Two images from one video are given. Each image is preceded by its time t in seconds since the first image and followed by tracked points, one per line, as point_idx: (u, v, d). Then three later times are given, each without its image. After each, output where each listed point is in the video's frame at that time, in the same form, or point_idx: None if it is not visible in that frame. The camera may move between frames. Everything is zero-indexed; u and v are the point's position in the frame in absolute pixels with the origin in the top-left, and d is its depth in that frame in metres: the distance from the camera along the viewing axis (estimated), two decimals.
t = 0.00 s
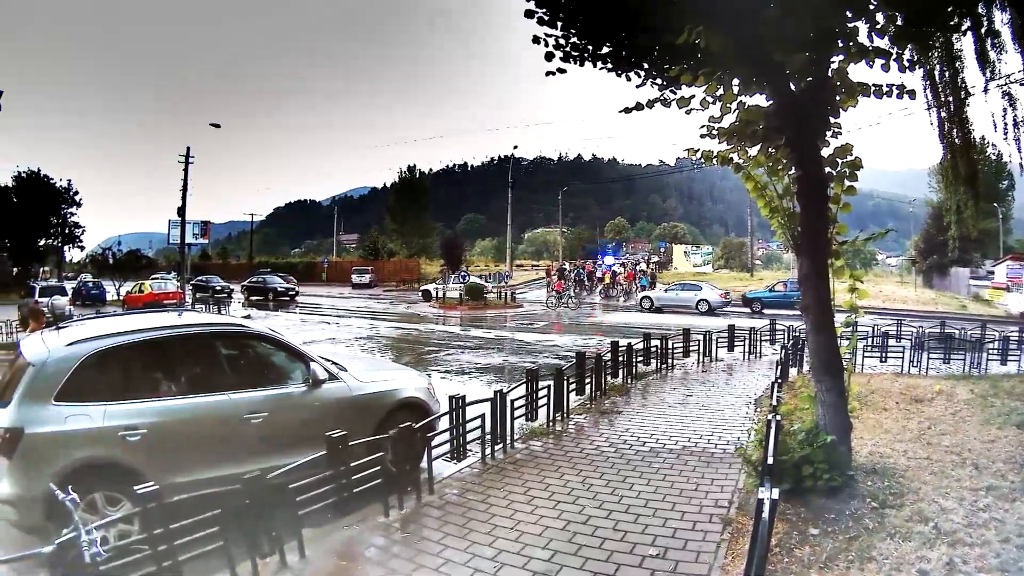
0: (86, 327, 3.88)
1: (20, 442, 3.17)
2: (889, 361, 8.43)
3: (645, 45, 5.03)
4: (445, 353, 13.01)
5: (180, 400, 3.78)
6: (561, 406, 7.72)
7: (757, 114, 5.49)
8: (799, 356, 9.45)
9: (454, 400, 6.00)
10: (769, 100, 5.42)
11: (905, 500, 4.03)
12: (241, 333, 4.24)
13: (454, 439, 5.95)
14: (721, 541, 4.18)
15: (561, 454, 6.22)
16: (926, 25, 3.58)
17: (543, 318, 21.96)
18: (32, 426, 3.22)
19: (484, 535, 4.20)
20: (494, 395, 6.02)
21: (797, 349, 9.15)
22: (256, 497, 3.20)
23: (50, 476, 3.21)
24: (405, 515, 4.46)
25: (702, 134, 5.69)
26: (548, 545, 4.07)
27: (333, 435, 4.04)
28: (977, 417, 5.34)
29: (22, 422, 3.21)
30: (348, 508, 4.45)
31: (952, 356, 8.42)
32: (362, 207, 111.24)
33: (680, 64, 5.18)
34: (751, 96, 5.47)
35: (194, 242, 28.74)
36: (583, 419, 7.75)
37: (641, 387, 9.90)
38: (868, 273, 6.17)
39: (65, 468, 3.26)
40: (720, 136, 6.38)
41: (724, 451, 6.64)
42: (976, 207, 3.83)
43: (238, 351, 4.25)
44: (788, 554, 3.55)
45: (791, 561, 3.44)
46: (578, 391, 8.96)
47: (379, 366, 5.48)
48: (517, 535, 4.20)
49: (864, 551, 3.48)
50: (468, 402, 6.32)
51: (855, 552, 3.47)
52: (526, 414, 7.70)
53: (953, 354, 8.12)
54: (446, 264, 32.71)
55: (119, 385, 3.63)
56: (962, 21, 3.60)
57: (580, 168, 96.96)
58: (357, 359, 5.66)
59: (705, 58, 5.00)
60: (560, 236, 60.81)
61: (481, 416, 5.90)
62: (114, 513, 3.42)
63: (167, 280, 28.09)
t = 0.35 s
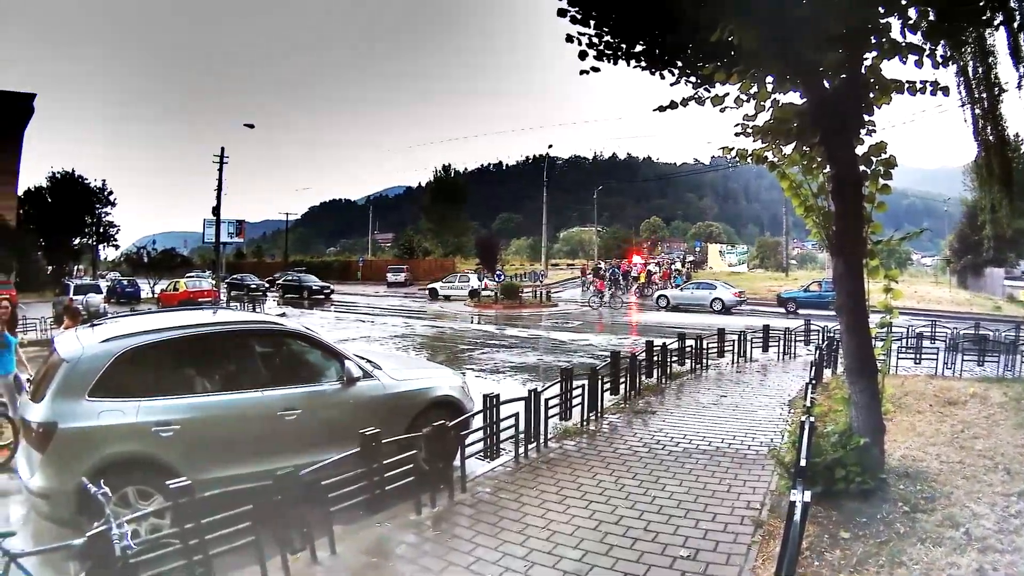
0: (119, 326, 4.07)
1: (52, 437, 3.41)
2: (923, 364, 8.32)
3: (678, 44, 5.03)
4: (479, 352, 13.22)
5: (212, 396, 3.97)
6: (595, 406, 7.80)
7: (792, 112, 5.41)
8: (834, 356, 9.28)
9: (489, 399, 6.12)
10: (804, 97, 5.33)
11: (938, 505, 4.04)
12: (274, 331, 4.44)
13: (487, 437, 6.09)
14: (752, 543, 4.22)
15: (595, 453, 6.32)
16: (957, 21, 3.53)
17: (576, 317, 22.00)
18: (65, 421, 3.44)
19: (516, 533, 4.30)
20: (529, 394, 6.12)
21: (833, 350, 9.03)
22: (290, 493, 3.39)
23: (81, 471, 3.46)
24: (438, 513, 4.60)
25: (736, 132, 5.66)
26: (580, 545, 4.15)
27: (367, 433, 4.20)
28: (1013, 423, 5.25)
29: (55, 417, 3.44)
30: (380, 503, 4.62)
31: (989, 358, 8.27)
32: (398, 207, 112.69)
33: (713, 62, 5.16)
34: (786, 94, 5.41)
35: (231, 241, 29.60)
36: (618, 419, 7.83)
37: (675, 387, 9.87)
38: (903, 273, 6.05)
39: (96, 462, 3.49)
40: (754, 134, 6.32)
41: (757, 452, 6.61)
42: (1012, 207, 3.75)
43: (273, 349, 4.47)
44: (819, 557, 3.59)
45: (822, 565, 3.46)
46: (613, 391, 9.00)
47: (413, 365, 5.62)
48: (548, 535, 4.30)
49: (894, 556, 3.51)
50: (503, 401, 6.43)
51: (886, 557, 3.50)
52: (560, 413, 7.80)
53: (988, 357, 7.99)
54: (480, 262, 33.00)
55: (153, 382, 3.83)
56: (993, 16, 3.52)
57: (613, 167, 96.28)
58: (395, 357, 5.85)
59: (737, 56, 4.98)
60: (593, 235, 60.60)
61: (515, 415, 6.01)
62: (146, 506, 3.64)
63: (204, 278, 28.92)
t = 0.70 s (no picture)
0: (141, 328, 4.19)
1: (76, 438, 3.54)
2: (949, 364, 8.18)
3: (699, 42, 5.02)
4: (502, 353, 13.30)
5: (233, 397, 4.08)
6: (619, 407, 7.82)
7: (813, 111, 5.37)
8: (857, 357, 9.15)
9: (512, 400, 6.20)
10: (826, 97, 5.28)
11: (960, 508, 4.03)
12: (298, 333, 4.59)
13: (511, 438, 6.15)
14: (775, 545, 4.23)
15: (618, 454, 6.37)
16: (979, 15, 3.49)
17: (599, 318, 21.95)
18: (88, 422, 3.57)
19: (539, 535, 4.35)
20: (552, 396, 6.17)
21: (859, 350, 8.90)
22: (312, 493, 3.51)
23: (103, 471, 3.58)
24: (460, 513, 4.68)
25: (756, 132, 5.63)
26: (602, 547, 4.18)
27: (391, 434, 4.30)
28: None
29: (79, 418, 3.57)
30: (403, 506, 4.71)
31: (1018, 360, 8.09)
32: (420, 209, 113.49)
33: (736, 61, 5.14)
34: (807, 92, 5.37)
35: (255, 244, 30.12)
36: (642, 420, 7.84)
37: (699, 388, 9.82)
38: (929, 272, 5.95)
39: (119, 463, 3.60)
40: (776, 133, 6.28)
41: (780, 453, 6.58)
42: None
43: (297, 350, 4.66)
44: (842, 560, 3.60)
45: (844, 568, 3.47)
46: (637, 392, 8.99)
47: (436, 366, 5.73)
48: (571, 536, 4.34)
49: (915, 559, 3.50)
50: (527, 402, 6.50)
51: (907, 560, 3.50)
52: (584, 414, 7.82)
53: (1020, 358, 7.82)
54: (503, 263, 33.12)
55: (175, 383, 3.94)
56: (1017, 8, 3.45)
57: (635, 167, 95.72)
58: (417, 358, 5.96)
59: (759, 56, 4.97)
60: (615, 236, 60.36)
61: (538, 416, 6.08)
62: (168, 506, 3.76)
63: (227, 280, 29.34)
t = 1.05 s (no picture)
0: (175, 328, 4.36)
1: (114, 433, 3.70)
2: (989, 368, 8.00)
3: (735, 43, 4.88)
4: (539, 354, 13.42)
5: (270, 396, 4.25)
6: (656, 409, 7.83)
7: (847, 111, 5.38)
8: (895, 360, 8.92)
9: (549, 402, 6.30)
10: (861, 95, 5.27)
11: (996, 516, 4.01)
12: (337, 333, 4.78)
13: (548, 440, 6.25)
14: (809, 550, 4.23)
15: (655, 457, 6.41)
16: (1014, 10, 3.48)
17: (635, 319, 21.82)
18: (124, 418, 3.73)
19: (574, 535, 4.43)
20: (590, 398, 6.24)
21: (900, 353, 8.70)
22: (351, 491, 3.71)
23: (141, 466, 3.74)
24: (496, 512, 4.81)
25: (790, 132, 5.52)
26: (636, 549, 4.24)
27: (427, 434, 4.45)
28: None
29: (116, 413, 3.74)
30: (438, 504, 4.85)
31: None
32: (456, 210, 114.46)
33: (772, 60, 5.03)
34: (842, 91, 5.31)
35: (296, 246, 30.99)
36: (679, 423, 7.84)
37: (737, 391, 9.73)
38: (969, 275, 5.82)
39: (155, 459, 3.77)
40: (813, 133, 6.21)
41: (817, 458, 6.51)
42: None
43: (335, 350, 4.85)
44: (875, 566, 3.62)
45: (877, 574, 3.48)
46: (674, 394, 8.98)
47: (474, 367, 5.91)
48: (606, 538, 4.40)
49: (948, 566, 3.51)
50: (564, 403, 6.59)
51: (940, 567, 3.50)
52: (621, 416, 7.86)
53: None
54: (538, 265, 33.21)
55: (210, 381, 4.12)
56: None
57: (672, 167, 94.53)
58: (454, 359, 6.13)
59: (792, 55, 4.89)
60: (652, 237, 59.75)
61: (575, 418, 6.19)
62: (203, 501, 3.92)
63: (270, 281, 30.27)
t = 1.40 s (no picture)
0: (206, 329, 4.58)
1: (144, 432, 3.88)
2: None
3: (765, 42, 4.79)
4: (571, 357, 13.48)
5: (299, 396, 4.42)
6: (687, 412, 7.82)
7: (879, 109, 5.21)
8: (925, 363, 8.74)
9: (580, 404, 6.37)
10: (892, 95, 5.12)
11: None
12: (368, 334, 4.92)
13: (578, 442, 6.30)
14: (836, 556, 4.21)
15: (686, 460, 6.43)
16: None
17: (667, 322, 21.67)
18: (155, 416, 3.93)
19: (602, 539, 4.46)
20: (619, 401, 6.29)
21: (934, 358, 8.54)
22: (383, 491, 3.82)
23: (170, 465, 3.91)
24: (526, 514, 4.87)
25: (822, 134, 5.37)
26: (664, 553, 4.25)
27: (459, 435, 4.54)
28: None
29: (146, 413, 3.92)
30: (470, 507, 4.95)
31: None
32: (484, 212, 115.13)
33: (803, 60, 4.93)
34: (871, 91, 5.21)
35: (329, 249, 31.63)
36: (710, 426, 7.82)
37: (768, 394, 9.64)
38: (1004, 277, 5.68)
39: (184, 458, 3.95)
40: (842, 132, 6.13)
41: (847, 463, 6.44)
42: None
43: (366, 351, 4.98)
44: (902, 573, 3.59)
45: None
46: (704, 397, 8.94)
47: (506, 369, 6.01)
48: (634, 541, 4.42)
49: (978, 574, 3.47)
50: (594, 406, 6.65)
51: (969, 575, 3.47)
52: (652, 418, 7.86)
53: None
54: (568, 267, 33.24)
55: (241, 381, 4.30)
56: None
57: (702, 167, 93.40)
58: (486, 361, 6.25)
59: (822, 56, 4.85)
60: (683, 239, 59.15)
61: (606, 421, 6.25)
62: (232, 500, 4.10)
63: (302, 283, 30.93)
